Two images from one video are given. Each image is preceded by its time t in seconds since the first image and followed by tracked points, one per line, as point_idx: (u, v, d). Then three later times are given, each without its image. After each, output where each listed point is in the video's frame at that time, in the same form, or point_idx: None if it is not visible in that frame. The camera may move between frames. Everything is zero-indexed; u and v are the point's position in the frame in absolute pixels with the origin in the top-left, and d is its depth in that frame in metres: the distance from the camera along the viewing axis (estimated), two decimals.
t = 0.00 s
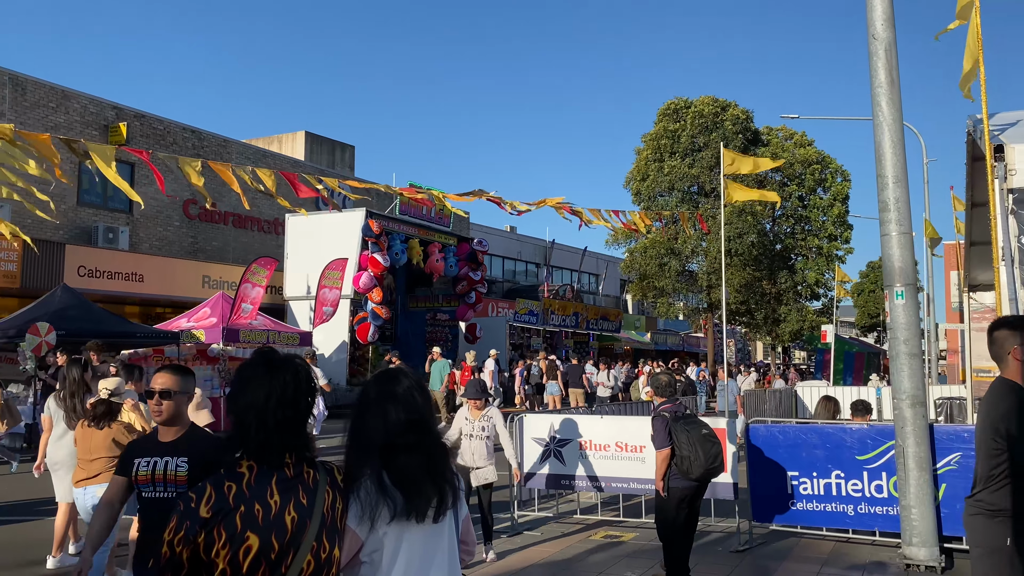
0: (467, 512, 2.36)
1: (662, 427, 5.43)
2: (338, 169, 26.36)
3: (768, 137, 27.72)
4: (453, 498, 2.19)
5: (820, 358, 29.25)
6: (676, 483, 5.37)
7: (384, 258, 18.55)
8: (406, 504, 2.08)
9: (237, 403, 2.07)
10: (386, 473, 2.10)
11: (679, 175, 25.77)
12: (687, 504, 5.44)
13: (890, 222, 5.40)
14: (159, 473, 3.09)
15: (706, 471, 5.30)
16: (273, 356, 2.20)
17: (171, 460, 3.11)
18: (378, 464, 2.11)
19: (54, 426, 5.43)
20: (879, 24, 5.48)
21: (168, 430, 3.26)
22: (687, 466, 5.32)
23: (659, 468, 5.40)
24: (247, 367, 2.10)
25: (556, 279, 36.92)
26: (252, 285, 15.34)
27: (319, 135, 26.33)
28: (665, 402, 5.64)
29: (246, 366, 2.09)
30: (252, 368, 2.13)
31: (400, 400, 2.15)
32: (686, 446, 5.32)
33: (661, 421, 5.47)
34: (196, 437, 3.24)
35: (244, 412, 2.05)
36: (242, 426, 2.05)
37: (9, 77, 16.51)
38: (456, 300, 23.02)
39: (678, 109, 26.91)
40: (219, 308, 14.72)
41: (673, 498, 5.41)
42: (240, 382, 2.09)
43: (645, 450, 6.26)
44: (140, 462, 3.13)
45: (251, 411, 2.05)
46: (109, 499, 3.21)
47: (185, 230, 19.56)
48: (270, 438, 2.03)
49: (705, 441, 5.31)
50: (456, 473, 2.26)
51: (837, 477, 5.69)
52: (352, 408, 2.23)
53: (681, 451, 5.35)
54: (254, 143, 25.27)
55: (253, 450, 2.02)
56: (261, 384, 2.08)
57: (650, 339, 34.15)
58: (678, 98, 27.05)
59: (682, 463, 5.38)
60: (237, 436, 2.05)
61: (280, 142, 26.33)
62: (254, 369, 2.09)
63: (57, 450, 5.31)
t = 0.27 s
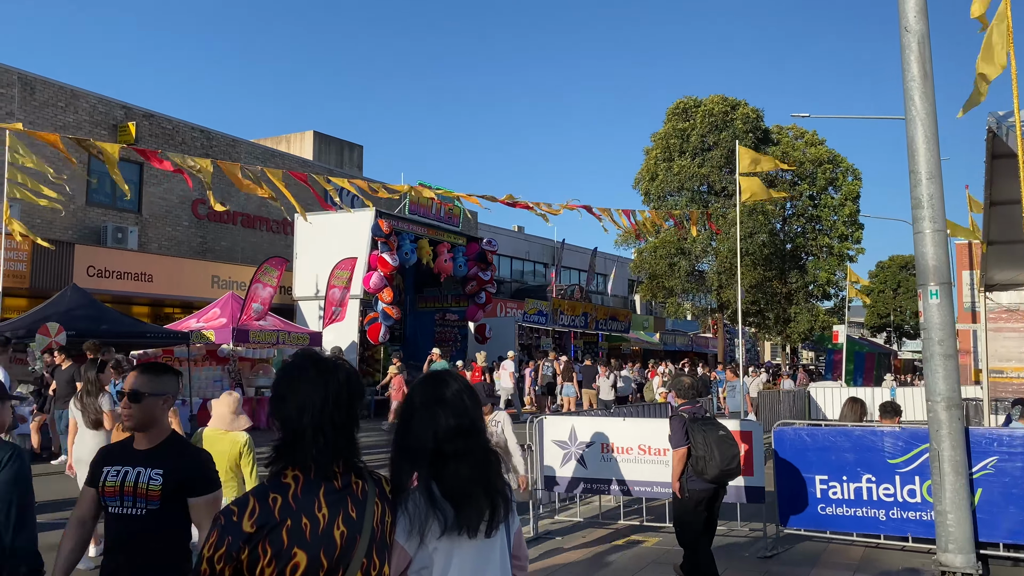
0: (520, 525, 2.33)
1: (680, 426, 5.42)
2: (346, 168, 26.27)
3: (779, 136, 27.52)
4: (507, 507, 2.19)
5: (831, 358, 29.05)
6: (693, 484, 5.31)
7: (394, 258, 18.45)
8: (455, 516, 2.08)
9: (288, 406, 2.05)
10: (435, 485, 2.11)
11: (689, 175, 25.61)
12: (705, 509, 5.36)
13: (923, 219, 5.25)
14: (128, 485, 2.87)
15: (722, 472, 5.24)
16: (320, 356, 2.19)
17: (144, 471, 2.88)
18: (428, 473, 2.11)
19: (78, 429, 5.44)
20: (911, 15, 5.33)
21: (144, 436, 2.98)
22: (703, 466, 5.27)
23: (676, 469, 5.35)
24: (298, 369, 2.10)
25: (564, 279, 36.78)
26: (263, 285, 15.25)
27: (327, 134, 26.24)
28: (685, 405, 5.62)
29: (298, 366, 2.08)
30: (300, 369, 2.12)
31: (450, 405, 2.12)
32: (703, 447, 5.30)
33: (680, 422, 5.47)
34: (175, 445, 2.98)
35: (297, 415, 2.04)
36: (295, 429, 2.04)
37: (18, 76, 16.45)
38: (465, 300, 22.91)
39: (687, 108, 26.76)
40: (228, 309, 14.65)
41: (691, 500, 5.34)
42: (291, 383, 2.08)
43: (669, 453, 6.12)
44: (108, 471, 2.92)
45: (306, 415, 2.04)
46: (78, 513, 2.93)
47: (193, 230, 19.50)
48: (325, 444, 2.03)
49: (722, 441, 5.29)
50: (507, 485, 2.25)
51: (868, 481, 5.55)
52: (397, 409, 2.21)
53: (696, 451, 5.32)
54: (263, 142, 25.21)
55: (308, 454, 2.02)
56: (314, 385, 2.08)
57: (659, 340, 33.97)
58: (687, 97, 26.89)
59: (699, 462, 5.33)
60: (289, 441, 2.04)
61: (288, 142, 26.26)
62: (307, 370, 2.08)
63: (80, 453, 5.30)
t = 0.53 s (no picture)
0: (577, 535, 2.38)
1: (703, 427, 5.30)
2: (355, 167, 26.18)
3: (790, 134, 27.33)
4: (570, 511, 2.23)
5: (842, 358, 28.86)
6: (715, 484, 5.21)
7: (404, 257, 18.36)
8: (522, 523, 2.11)
9: (343, 403, 1.98)
10: (501, 491, 2.13)
11: (699, 173, 25.45)
12: (723, 510, 5.24)
13: (960, 215, 5.10)
14: (83, 503, 2.67)
15: (745, 473, 5.14)
16: (368, 351, 2.13)
17: (96, 487, 2.67)
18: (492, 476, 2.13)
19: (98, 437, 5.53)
20: (948, 5, 5.18)
21: (102, 445, 2.74)
22: (726, 467, 5.15)
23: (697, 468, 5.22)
24: (351, 363, 2.02)
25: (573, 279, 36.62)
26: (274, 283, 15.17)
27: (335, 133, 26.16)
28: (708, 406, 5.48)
29: (350, 361, 2.01)
30: (350, 364, 2.05)
31: (510, 405, 2.16)
32: (727, 447, 5.19)
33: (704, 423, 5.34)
34: (131, 454, 2.73)
35: (352, 412, 1.96)
36: (351, 426, 1.96)
37: (27, 75, 16.39)
38: (475, 300, 22.80)
39: (698, 107, 26.58)
40: (239, 308, 14.57)
41: (711, 501, 5.22)
42: (342, 378, 2.00)
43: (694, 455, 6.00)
44: (64, 486, 2.73)
45: (361, 412, 1.97)
46: (48, 523, 2.82)
47: (203, 230, 19.43)
48: (382, 442, 1.96)
49: (746, 441, 5.19)
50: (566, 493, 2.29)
51: (902, 483, 5.42)
52: (454, 412, 2.21)
53: (719, 451, 5.20)
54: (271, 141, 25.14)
55: (365, 453, 1.95)
56: (367, 379, 2.00)
57: (669, 340, 33.80)
58: (698, 95, 26.71)
59: (721, 463, 5.22)
60: (345, 440, 1.96)
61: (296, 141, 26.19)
62: (361, 365, 2.01)
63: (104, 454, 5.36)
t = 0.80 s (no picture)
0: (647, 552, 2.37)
1: (726, 428, 5.09)
2: (364, 167, 26.08)
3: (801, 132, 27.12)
4: (646, 513, 2.24)
5: (854, 358, 28.66)
6: (742, 487, 5.04)
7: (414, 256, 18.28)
8: (596, 535, 2.09)
9: (409, 402, 1.82)
10: (577, 501, 2.10)
11: (711, 172, 25.29)
12: (748, 512, 5.10)
13: (1002, 211, 4.94)
14: None
15: (774, 473, 5.00)
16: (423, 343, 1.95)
17: (13, 511, 2.31)
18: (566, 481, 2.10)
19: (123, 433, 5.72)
20: None
21: (24, 459, 2.39)
22: (755, 469, 5.00)
23: (722, 471, 5.02)
24: (414, 358, 1.87)
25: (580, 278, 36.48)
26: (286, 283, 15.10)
27: (344, 133, 26.06)
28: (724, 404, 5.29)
29: (414, 356, 1.85)
30: (410, 358, 1.88)
31: (584, 407, 2.13)
32: (754, 447, 5.03)
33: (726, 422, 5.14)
34: (58, 465, 2.39)
35: (421, 412, 1.82)
36: (420, 428, 1.82)
37: (37, 73, 16.31)
38: (485, 300, 22.68)
39: (709, 104, 26.41)
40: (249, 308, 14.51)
41: (737, 505, 5.06)
42: (406, 374, 1.85)
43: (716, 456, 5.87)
44: None
45: (429, 413, 1.83)
46: None
47: (212, 229, 19.35)
48: (453, 443, 1.84)
49: (773, 441, 5.06)
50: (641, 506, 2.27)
51: (939, 486, 5.27)
52: (520, 415, 2.16)
53: (747, 454, 5.03)
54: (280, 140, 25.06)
55: (437, 456, 1.82)
56: (434, 376, 1.86)
57: (679, 340, 33.60)
58: (709, 93, 26.52)
59: (748, 465, 5.03)
60: (412, 443, 1.83)
61: (305, 140, 26.08)
62: (427, 360, 1.86)
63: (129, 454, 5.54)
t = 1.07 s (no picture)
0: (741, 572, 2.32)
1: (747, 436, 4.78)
2: (374, 166, 25.95)
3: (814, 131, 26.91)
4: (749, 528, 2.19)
5: (866, 358, 28.47)
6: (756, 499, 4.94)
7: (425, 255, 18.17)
8: (705, 549, 2.02)
9: (500, 398, 1.55)
10: (685, 513, 2.04)
11: (723, 171, 25.13)
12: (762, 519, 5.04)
13: None
14: None
15: (792, 485, 4.90)
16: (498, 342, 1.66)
17: None
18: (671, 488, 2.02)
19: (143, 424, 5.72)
20: None
21: None
22: (774, 481, 4.88)
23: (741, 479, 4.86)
24: (500, 352, 1.61)
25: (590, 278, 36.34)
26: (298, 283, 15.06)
27: (353, 132, 25.94)
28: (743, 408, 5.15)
29: (500, 348, 1.58)
30: (490, 358, 1.60)
31: (687, 411, 2.10)
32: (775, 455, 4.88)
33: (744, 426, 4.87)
34: None
35: (514, 407, 1.55)
36: (517, 428, 1.55)
37: (47, 72, 16.23)
38: (496, 300, 22.54)
39: (721, 103, 26.23)
40: (261, 308, 14.44)
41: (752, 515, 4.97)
42: (494, 372, 1.57)
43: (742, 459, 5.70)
44: None
45: (528, 413, 1.57)
46: None
47: (222, 228, 19.25)
48: (554, 444, 1.59)
49: (794, 452, 4.91)
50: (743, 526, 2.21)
51: (981, 490, 5.09)
52: (610, 428, 2.09)
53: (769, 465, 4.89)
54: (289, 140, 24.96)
55: (538, 458, 1.55)
56: (524, 370, 1.60)
57: (689, 340, 33.42)
58: (720, 91, 26.34)
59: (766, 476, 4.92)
60: (508, 444, 1.54)
61: (315, 139, 25.97)
62: (515, 351, 1.60)
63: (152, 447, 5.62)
